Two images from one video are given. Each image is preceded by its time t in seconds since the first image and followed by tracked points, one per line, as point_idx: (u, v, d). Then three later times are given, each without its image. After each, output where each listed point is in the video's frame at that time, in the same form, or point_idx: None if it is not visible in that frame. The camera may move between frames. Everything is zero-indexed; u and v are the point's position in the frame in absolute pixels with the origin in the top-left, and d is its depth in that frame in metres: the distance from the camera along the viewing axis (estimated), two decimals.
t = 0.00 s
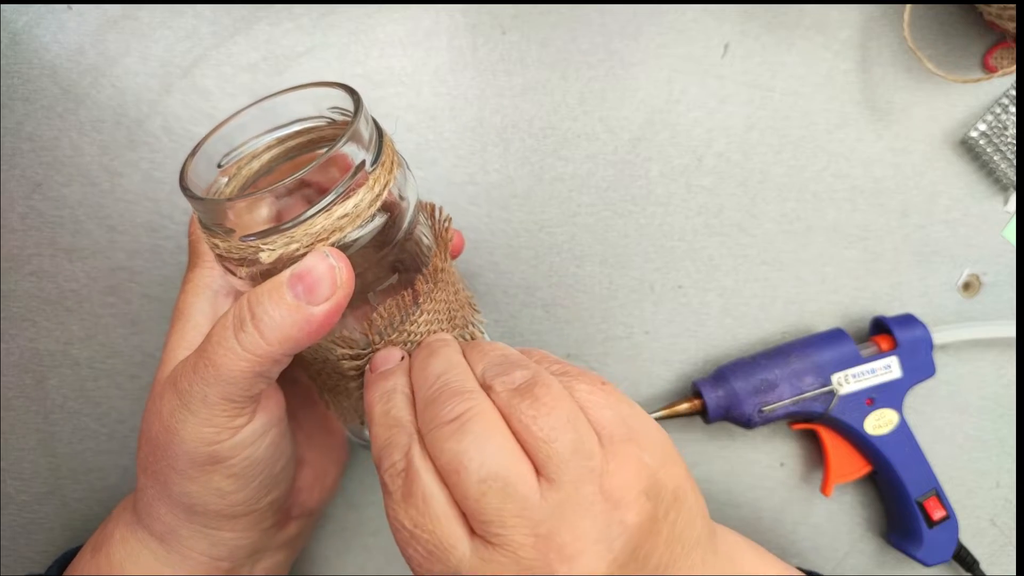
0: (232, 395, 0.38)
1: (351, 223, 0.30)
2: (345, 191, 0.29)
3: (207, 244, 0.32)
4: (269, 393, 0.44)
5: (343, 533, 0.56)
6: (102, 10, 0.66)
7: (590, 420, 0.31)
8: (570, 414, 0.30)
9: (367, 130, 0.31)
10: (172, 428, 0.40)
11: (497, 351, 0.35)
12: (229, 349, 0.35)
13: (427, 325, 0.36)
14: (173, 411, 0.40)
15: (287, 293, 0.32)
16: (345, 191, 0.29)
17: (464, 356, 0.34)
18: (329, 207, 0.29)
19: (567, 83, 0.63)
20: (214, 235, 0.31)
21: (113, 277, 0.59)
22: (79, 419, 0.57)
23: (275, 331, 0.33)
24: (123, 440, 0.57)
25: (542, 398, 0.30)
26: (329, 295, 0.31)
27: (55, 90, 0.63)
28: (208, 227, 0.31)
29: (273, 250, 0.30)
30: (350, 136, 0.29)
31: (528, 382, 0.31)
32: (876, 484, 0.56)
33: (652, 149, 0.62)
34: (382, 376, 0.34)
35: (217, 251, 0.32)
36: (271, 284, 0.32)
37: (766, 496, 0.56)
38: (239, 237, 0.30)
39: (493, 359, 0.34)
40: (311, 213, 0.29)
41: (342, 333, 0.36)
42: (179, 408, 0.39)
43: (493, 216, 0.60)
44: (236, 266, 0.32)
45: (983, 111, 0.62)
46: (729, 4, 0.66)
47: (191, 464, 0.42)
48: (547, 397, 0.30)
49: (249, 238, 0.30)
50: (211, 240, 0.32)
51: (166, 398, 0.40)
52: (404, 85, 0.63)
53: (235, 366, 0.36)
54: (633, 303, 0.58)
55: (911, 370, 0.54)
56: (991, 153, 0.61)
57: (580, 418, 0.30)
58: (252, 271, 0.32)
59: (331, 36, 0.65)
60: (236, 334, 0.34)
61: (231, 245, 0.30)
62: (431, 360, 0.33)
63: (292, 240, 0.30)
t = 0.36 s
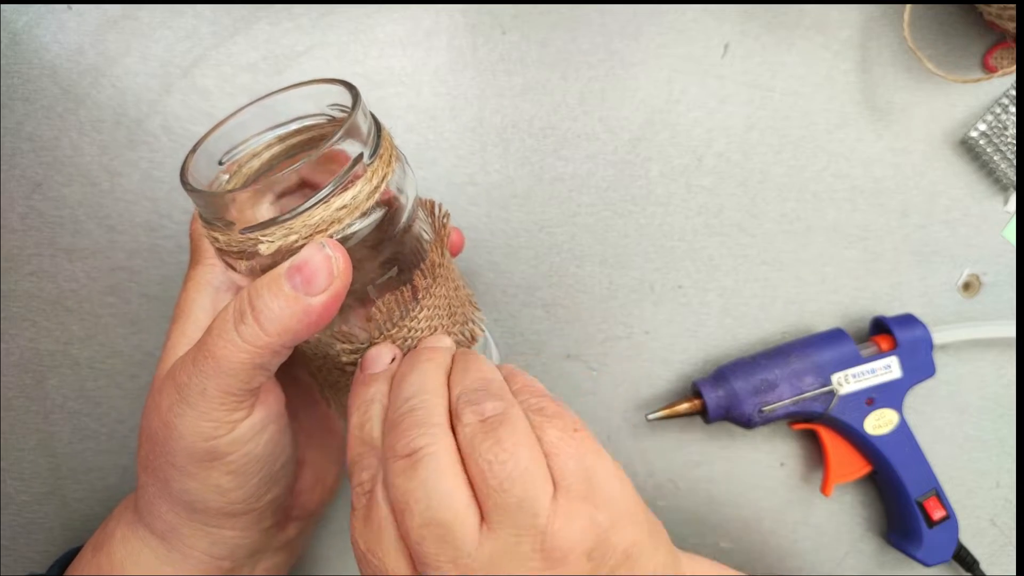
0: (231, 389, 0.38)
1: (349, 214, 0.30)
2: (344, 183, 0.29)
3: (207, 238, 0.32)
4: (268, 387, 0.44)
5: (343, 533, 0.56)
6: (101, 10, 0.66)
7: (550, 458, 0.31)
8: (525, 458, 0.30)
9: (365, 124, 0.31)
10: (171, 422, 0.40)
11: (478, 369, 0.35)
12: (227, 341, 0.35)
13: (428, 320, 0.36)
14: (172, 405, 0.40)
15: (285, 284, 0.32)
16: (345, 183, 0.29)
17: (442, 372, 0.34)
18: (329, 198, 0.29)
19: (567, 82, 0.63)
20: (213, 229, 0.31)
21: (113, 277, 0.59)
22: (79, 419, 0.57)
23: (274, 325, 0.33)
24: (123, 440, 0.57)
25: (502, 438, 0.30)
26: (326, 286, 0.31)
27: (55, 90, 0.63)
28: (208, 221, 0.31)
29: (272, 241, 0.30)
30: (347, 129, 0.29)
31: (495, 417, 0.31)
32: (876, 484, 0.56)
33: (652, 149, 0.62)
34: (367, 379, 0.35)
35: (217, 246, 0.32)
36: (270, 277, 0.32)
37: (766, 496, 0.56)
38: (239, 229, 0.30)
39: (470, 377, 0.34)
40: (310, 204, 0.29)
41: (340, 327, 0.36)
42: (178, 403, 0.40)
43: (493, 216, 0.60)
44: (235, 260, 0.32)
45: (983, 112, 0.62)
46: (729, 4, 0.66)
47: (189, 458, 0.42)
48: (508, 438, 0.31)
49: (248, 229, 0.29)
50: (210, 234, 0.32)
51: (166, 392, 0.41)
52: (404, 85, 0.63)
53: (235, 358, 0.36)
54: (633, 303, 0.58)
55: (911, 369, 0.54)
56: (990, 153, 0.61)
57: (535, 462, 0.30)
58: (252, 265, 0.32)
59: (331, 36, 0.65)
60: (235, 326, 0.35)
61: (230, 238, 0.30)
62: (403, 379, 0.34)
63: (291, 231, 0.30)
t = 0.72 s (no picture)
0: (209, 384, 0.38)
1: (311, 195, 0.31)
2: (302, 163, 0.30)
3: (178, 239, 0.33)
4: (248, 381, 0.43)
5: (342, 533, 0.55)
6: (101, 10, 0.66)
7: (437, 533, 0.34)
8: (410, 543, 0.33)
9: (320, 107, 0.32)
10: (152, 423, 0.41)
11: (412, 436, 0.34)
12: (206, 337, 0.35)
13: (408, 303, 0.36)
14: (153, 406, 0.40)
15: (252, 276, 0.32)
16: (303, 162, 0.30)
17: (378, 425, 0.35)
18: (288, 177, 0.30)
19: (567, 83, 0.63)
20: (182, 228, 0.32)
21: (113, 277, 0.59)
22: (79, 419, 0.57)
23: (248, 313, 0.33)
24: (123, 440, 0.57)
25: (393, 526, 0.34)
26: (290, 270, 0.31)
27: (55, 90, 0.63)
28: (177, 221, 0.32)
29: (236, 229, 0.30)
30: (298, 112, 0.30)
31: (396, 505, 0.34)
32: (876, 484, 0.56)
33: (652, 149, 0.62)
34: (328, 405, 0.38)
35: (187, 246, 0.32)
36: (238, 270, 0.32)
37: (766, 496, 0.56)
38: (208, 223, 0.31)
39: (399, 441, 0.34)
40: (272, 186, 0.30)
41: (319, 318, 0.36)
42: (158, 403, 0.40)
43: (493, 216, 0.60)
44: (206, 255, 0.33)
45: (983, 112, 0.62)
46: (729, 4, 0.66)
47: (169, 459, 0.42)
48: (401, 518, 0.33)
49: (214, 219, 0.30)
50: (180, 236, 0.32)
51: (146, 395, 0.41)
52: (404, 85, 0.63)
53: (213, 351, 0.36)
54: (633, 303, 0.58)
55: (911, 370, 0.54)
56: (991, 153, 0.61)
57: (419, 545, 0.34)
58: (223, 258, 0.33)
59: (331, 36, 0.65)
60: (212, 322, 0.35)
61: (197, 231, 0.31)
62: (339, 426, 0.35)
63: (254, 215, 0.30)
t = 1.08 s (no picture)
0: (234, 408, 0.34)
1: (326, 161, 0.28)
2: (324, 128, 0.28)
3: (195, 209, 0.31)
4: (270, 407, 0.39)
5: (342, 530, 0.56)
6: (104, 12, 0.66)
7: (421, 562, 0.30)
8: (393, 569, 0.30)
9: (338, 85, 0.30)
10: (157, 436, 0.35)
11: (398, 448, 0.30)
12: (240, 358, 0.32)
13: (424, 287, 0.32)
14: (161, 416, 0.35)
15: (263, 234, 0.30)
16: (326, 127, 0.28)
17: (366, 434, 0.31)
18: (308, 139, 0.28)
19: (567, 85, 0.64)
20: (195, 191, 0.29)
21: (117, 277, 0.60)
22: (82, 418, 0.58)
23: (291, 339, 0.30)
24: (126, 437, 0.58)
25: (369, 551, 0.30)
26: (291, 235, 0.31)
27: (59, 92, 0.63)
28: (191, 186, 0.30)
29: (247, 193, 0.28)
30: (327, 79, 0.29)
31: (370, 530, 0.30)
32: (871, 483, 0.57)
33: (651, 151, 0.62)
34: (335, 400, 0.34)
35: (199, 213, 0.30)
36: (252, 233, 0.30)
37: (763, 494, 0.57)
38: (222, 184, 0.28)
39: (381, 455, 0.31)
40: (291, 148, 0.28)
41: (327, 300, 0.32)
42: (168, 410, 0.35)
43: (493, 217, 0.60)
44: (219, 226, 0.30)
45: (979, 113, 0.62)
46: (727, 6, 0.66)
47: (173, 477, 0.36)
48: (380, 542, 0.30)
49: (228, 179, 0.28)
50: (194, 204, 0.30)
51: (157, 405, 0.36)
52: (405, 87, 0.64)
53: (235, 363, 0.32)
54: (632, 303, 0.59)
55: (906, 369, 0.54)
56: (987, 155, 0.61)
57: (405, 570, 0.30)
58: (237, 230, 0.30)
59: (332, 38, 0.66)
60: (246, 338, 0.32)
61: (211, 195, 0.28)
62: (331, 425, 0.32)
63: (265, 177, 0.28)
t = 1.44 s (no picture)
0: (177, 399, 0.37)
1: (231, 113, 0.28)
2: (221, 77, 0.28)
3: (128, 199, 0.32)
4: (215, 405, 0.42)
5: (341, 530, 0.56)
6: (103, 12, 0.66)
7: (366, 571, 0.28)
8: None
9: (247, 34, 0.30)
10: (102, 430, 0.39)
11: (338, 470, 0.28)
12: (182, 358, 0.34)
13: (368, 245, 0.31)
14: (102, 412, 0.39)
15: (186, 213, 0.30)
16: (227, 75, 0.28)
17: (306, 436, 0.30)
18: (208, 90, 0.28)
19: (566, 85, 0.64)
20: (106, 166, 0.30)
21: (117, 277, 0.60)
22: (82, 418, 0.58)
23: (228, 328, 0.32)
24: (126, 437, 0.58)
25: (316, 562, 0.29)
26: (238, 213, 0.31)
27: (59, 92, 0.63)
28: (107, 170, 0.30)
29: (150, 155, 0.28)
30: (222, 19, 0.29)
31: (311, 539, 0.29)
32: (871, 483, 0.57)
33: (651, 151, 0.62)
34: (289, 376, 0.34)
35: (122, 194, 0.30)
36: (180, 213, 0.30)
37: (764, 494, 0.57)
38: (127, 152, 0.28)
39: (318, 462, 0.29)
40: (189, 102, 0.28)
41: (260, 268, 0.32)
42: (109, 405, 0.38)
43: (493, 217, 0.60)
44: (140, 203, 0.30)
45: (979, 113, 0.62)
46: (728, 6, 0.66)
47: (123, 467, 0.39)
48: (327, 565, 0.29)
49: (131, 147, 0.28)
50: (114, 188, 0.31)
51: (97, 400, 0.39)
52: (405, 87, 0.64)
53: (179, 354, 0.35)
54: (632, 303, 0.59)
55: (907, 369, 0.54)
56: (987, 154, 0.61)
57: None
58: (163, 207, 0.30)
59: (331, 38, 0.66)
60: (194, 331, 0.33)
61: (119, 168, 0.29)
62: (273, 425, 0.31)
63: (165, 138, 0.28)
